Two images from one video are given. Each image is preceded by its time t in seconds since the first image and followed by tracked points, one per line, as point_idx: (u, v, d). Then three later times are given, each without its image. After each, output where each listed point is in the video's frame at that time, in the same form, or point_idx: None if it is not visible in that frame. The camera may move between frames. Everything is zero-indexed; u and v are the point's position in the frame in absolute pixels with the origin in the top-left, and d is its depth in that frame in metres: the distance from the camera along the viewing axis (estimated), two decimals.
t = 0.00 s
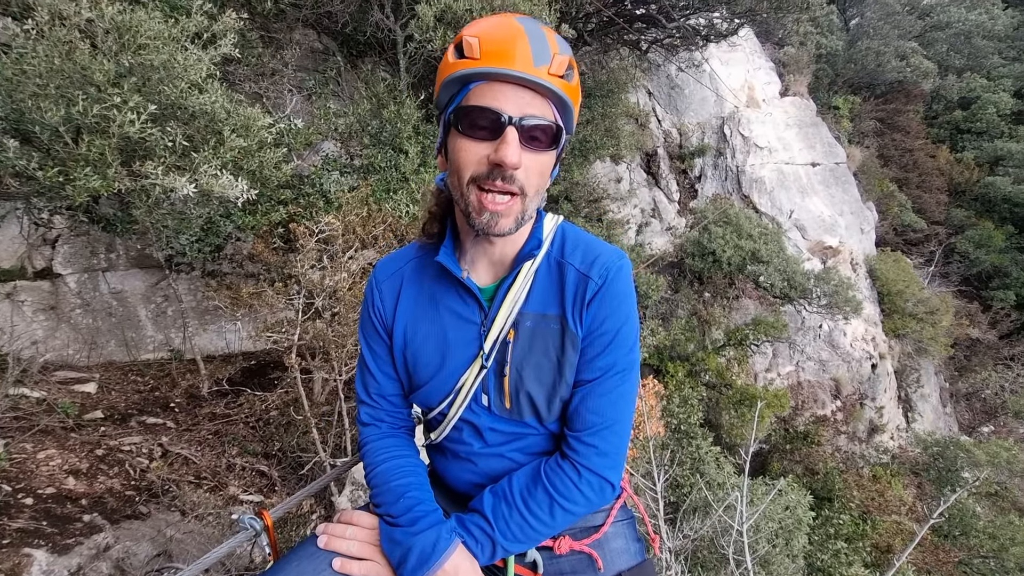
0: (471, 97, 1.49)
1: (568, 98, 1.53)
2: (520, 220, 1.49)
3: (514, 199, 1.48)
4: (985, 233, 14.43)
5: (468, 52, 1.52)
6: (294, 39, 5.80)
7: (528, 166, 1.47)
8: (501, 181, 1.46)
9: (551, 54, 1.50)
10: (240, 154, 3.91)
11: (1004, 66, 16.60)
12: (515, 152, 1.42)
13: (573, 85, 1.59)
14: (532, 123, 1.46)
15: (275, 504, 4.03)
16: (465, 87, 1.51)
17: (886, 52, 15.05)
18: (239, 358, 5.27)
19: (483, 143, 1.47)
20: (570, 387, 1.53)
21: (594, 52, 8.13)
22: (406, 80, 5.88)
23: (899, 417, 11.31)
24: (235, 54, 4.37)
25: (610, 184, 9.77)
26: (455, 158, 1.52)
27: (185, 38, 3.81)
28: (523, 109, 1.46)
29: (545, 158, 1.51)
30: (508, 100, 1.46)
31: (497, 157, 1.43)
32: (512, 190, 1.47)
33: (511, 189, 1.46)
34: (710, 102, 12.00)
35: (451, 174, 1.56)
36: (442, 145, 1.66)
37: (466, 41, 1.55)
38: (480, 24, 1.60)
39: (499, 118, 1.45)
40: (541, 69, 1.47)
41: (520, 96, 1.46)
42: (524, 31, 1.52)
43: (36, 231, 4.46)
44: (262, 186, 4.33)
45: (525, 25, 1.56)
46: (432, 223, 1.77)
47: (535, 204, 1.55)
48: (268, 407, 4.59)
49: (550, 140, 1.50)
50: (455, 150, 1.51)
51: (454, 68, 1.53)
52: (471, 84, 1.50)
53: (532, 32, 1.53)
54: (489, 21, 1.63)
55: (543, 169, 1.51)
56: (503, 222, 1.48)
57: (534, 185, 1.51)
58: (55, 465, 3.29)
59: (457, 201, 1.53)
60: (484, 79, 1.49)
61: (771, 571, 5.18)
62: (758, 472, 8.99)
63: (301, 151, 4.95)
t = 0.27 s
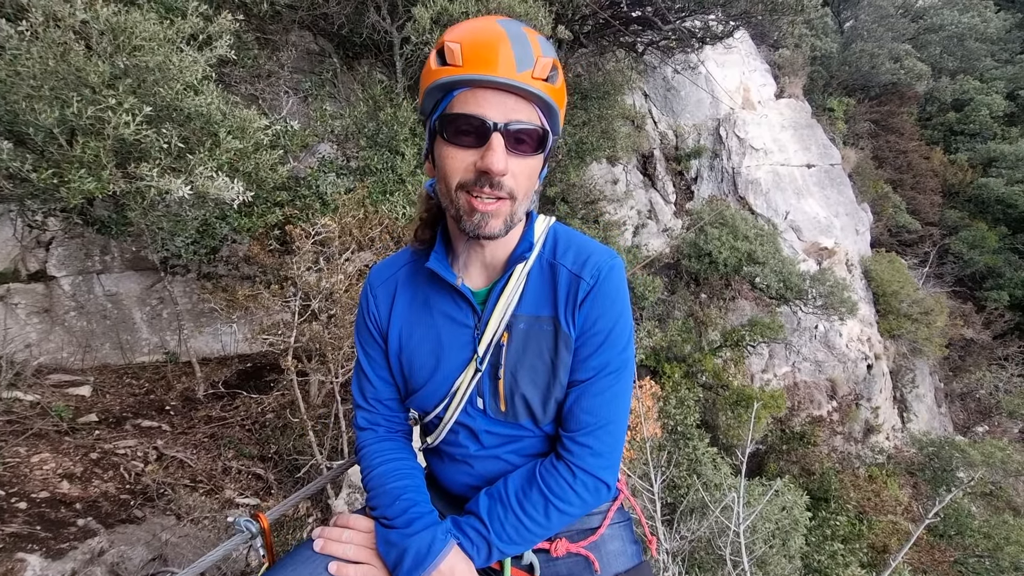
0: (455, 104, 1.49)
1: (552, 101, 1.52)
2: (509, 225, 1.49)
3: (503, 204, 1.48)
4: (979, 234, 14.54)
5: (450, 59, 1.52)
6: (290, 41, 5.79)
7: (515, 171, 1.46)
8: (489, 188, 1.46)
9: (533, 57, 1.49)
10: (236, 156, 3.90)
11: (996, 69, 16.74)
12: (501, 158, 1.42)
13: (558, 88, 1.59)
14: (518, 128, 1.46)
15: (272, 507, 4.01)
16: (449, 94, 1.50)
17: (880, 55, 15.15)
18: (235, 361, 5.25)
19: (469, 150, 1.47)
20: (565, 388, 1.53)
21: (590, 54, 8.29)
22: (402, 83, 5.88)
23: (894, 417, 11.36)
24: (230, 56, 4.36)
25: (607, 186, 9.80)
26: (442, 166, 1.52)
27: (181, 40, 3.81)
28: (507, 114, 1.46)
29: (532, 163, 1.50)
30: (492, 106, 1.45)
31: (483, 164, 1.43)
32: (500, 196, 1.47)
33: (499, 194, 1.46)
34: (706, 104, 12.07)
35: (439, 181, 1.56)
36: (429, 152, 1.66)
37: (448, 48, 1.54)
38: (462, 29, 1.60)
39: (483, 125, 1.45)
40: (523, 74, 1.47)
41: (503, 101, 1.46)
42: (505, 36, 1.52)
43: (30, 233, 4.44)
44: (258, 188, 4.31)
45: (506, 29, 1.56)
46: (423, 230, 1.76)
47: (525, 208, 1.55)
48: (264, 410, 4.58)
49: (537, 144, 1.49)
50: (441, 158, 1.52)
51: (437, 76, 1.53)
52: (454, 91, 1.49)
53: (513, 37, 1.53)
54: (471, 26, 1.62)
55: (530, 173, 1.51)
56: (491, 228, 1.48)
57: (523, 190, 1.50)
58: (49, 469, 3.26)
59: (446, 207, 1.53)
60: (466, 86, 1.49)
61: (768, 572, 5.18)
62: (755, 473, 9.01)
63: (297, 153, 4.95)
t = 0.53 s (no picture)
0: (447, 109, 1.49)
1: (546, 106, 1.52)
2: (501, 230, 1.49)
3: (495, 210, 1.48)
4: (977, 235, 14.59)
5: (443, 66, 1.52)
6: (289, 42, 5.79)
7: (507, 176, 1.46)
8: (480, 193, 1.46)
9: (527, 62, 1.49)
10: (235, 158, 3.89)
11: (994, 70, 16.80)
12: (492, 164, 1.42)
13: (552, 93, 1.58)
14: (509, 134, 1.46)
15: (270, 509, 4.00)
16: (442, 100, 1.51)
17: (878, 56, 15.19)
18: (234, 363, 5.25)
19: (460, 155, 1.47)
20: (562, 390, 1.52)
21: (589, 56, 8.30)
22: (402, 84, 5.88)
23: (893, 418, 11.38)
24: (230, 57, 4.36)
25: (606, 187, 9.81)
26: (435, 171, 1.52)
27: (180, 42, 3.81)
28: (499, 119, 1.46)
29: (525, 168, 1.50)
30: (483, 111, 1.45)
31: (475, 169, 1.43)
32: (492, 201, 1.47)
33: (491, 200, 1.46)
34: (704, 105, 12.10)
35: (432, 185, 1.57)
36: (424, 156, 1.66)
37: (441, 53, 1.55)
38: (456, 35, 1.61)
39: (475, 130, 1.45)
40: (515, 79, 1.46)
41: (495, 106, 1.46)
42: (499, 41, 1.52)
43: (28, 235, 4.43)
44: (257, 190, 4.31)
45: (500, 34, 1.56)
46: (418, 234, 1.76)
47: (518, 212, 1.55)
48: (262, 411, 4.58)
49: (530, 149, 1.49)
50: (435, 164, 1.52)
51: (430, 81, 1.54)
52: (447, 97, 1.50)
53: (506, 41, 1.53)
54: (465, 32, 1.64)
55: (523, 178, 1.51)
56: (484, 234, 1.48)
57: (515, 195, 1.50)
58: (47, 471, 3.25)
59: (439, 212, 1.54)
60: (458, 91, 1.49)
61: (767, 573, 5.20)
62: (754, 474, 9.02)
63: (296, 154, 4.95)
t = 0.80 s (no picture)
0: (450, 114, 1.48)
1: (548, 111, 1.53)
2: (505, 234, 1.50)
3: (500, 214, 1.48)
4: (974, 235, 14.64)
5: (446, 68, 1.51)
6: (287, 42, 5.78)
7: (511, 181, 1.47)
8: (485, 198, 1.46)
9: (530, 67, 1.50)
10: (233, 158, 3.88)
11: (990, 71, 16.86)
12: (497, 169, 1.42)
13: (553, 97, 1.59)
14: (513, 138, 1.46)
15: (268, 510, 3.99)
16: (445, 103, 1.49)
17: (875, 57, 15.23)
18: (232, 363, 5.23)
19: (465, 160, 1.46)
20: (562, 389, 1.52)
21: (587, 56, 8.30)
22: (400, 84, 5.87)
23: (891, 418, 11.40)
24: (227, 57, 4.35)
25: (604, 187, 9.82)
26: (437, 175, 1.51)
27: (178, 42, 3.80)
28: (504, 124, 1.46)
29: (528, 172, 1.51)
30: (487, 116, 1.45)
31: (479, 174, 1.43)
32: (495, 206, 1.47)
33: (495, 205, 1.46)
34: (702, 106, 12.13)
35: (433, 188, 1.55)
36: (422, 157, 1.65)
37: (444, 55, 1.53)
38: (456, 36, 1.60)
39: (479, 135, 1.45)
40: (520, 84, 1.46)
41: (499, 111, 1.46)
42: (501, 43, 1.52)
43: (25, 236, 4.42)
44: (255, 190, 4.30)
45: (502, 36, 1.55)
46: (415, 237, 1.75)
47: (519, 214, 1.56)
48: (260, 412, 4.56)
49: (532, 154, 1.50)
50: (436, 167, 1.52)
51: (432, 84, 1.52)
52: (450, 100, 1.48)
53: (508, 44, 1.52)
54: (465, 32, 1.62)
55: (526, 182, 1.52)
56: (487, 238, 1.48)
57: (518, 199, 1.51)
58: (44, 473, 3.24)
59: (441, 216, 1.53)
60: (462, 95, 1.48)
61: (765, 573, 5.21)
62: (752, 474, 9.04)
63: (294, 155, 4.95)
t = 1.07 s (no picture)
0: (482, 122, 1.41)
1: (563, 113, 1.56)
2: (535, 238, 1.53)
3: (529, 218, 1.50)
4: (971, 235, 14.68)
5: (473, 70, 1.41)
6: (285, 41, 5.77)
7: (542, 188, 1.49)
8: (521, 204, 1.47)
9: (552, 70, 1.47)
10: (231, 157, 3.88)
11: (988, 71, 16.92)
12: (538, 177, 1.43)
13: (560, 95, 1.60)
14: (544, 144, 1.45)
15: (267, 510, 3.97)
16: (476, 109, 1.40)
17: (873, 57, 15.26)
18: (230, 363, 5.22)
19: (499, 168, 1.43)
20: (560, 384, 1.52)
21: (586, 56, 8.30)
22: (398, 84, 5.86)
23: (889, 418, 11.42)
24: (225, 56, 4.35)
25: (603, 188, 9.83)
26: (466, 183, 1.45)
27: (176, 41, 3.80)
28: (535, 130, 1.44)
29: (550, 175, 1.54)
30: (522, 122, 1.41)
31: (520, 183, 1.43)
32: (528, 212, 1.49)
33: (529, 209, 1.48)
34: (701, 106, 12.15)
35: (458, 196, 1.49)
36: (432, 160, 1.54)
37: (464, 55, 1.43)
38: (465, 29, 1.49)
39: (516, 142, 1.41)
40: (549, 88, 1.43)
41: (531, 117, 1.43)
42: (523, 42, 1.45)
43: (22, 235, 4.41)
44: (253, 190, 4.29)
45: (517, 33, 1.48)
46: (415, 238, 1.73)
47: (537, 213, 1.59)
48: (258, 412, 4.55)
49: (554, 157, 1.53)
50: (466, 175, 1.45)
51: (460, 88, 1.40)
52: (483, 106, 1.40)
53: (530, 44, 1.47)
54: (473, 22, 1.50)
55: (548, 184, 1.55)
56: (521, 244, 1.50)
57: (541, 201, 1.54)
58: (40, 473, 3.24)
59: (467, 223, 1.49)
60: (492, 101, 1.40)
61: (763, 572, 5.22)
62: (750, 473, 9.05)
63: (292, 154, 4.94)
